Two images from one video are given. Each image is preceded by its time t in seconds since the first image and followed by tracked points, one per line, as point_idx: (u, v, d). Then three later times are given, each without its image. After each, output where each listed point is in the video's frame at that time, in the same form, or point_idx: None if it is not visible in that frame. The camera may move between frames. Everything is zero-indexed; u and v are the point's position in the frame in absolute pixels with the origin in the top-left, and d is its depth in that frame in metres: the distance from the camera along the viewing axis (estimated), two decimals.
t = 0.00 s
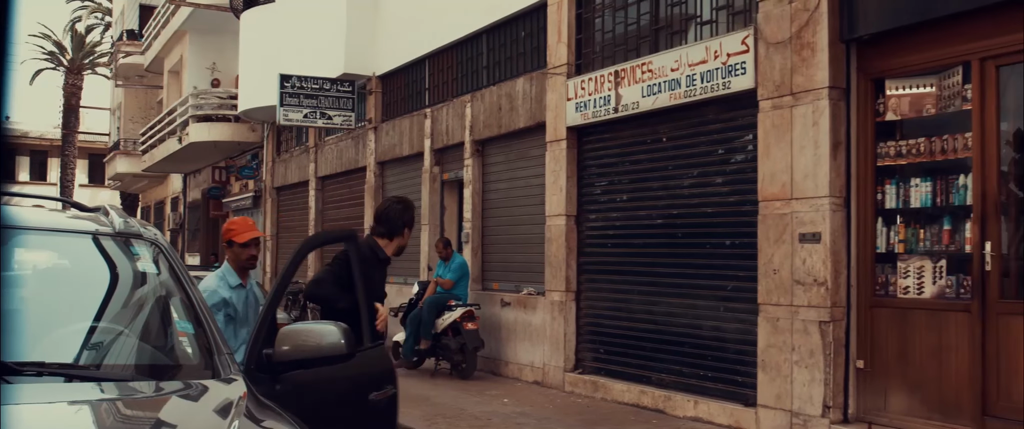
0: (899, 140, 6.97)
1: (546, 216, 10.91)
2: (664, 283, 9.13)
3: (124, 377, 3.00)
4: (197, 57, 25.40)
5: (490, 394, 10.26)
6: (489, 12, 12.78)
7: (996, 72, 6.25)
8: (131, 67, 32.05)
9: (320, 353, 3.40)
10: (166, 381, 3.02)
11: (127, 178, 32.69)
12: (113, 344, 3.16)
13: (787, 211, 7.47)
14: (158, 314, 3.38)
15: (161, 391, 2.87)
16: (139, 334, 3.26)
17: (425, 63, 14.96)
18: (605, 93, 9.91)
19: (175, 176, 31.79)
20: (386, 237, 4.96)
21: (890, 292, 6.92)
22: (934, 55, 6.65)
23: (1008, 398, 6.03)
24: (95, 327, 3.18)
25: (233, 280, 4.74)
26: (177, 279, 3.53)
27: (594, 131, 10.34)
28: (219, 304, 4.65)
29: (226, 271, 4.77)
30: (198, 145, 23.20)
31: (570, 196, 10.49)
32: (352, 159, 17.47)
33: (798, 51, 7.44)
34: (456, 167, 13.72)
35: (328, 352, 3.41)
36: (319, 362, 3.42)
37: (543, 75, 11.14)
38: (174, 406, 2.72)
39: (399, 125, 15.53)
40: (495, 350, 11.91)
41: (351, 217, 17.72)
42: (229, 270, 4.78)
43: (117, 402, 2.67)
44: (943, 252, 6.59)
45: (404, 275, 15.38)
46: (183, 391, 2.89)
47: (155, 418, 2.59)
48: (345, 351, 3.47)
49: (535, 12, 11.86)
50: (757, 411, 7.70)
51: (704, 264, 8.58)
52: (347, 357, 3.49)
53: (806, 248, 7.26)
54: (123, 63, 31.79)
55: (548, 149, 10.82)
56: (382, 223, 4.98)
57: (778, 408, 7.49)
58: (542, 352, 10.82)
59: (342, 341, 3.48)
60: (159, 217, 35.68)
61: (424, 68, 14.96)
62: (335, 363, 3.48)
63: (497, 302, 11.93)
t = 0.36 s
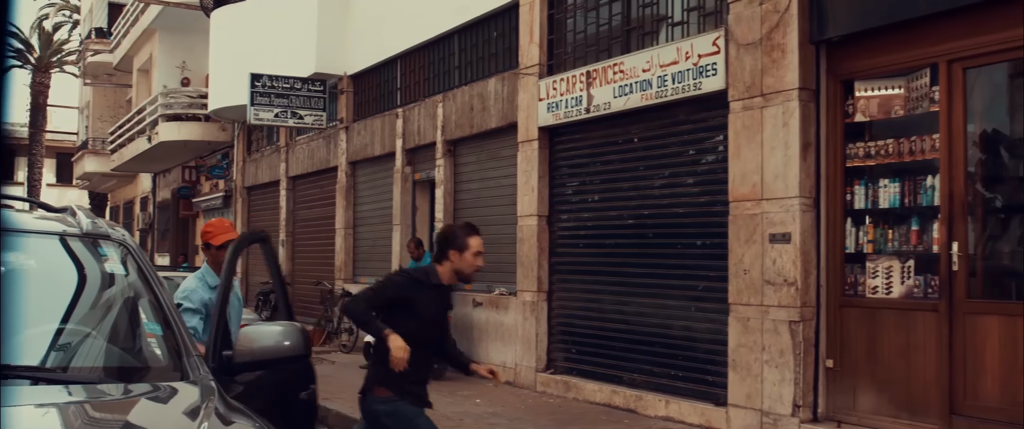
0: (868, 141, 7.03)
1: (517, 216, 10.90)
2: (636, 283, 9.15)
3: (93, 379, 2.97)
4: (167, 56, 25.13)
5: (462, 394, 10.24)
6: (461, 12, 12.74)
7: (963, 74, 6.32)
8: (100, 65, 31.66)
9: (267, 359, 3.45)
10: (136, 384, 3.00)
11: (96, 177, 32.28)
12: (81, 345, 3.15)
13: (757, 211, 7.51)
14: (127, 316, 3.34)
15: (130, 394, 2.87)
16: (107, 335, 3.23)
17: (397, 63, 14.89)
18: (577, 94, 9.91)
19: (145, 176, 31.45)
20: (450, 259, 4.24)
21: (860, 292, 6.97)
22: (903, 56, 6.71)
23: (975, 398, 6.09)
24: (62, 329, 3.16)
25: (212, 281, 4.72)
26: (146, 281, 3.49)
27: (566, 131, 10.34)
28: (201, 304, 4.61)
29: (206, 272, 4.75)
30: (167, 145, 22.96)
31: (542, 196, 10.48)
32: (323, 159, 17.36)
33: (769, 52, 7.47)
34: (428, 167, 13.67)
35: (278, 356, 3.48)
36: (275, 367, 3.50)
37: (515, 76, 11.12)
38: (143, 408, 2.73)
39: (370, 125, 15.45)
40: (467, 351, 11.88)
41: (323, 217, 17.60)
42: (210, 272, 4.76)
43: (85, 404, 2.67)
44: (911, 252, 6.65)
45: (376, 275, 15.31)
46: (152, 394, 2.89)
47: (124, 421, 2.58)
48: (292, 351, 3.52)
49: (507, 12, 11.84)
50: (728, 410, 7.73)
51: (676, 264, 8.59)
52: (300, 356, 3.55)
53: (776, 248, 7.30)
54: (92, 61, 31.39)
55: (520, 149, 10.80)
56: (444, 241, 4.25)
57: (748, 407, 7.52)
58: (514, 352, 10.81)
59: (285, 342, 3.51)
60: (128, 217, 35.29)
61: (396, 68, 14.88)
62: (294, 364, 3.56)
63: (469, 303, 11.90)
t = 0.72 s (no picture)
0: (828, 142, 7.10)
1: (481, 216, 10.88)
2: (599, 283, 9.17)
3: (50, 383, 2.98)
4: (127, 54, 24.76)
5: (425, 394, 10.20)
6: (425, 11, 12.69)
7: (922, 76, 6.41)
8: (58, 63, 31.13)
9: (205, 365, 3.49)
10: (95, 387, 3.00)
11: (55, 177, 31.74)
12: (38, 347, 3.13)
13: (719, 211, 7.56)
14: (84, 318, 3.31)
15: (87, 396, 2.87)
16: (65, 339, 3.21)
17: (360, 62, 14.80)
18: (540, 94, 9.91)
19: (105, 175, 30.97)
20: (577, 272, 4.25)
21: (820, 292, 7.04)
22: (862, 58, 6.79)
23: (933, 396, 6.17)
24: (17, 331, 3.14)
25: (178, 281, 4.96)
26: (103, 281, 3.45)
27: (530, 131, 10.33)
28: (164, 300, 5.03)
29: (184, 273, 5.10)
30: (127, 144, 22.64)
31: (505, 196, 10.47)
32: (286, 158, 17.20)
33: (731, 53, 7.52)
34: (391, 167, 13.60)
35: (214, 359, 3.50)
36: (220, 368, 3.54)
37: (479, 75, 11.10)
38: (101, 410, 2.74)
39: (333, 124, 15.34)
40: (430, 350, 11.83)
41: (285, 217, 17.44)
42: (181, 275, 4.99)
43: (42, 408, 2.67)
44: (871, 252, 6.73)
45: (339, 276, 15.20)
46: (110, 396, 2.89)
47: (82, 424, 2.60)
48: (227, 353, 3.51)
49: (471, 12, 11.81)
50: (690, 409, 7.77)
51: (639, 263, 8.63)
52: (243, 356, 3.55)
53: (738, 248, 7.35)
54: (50, 59, 30.86)
55: (484, 149, 10.78)
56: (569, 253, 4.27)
57: (711, 406, 7.56)
58: (478, 352, 10.78)
59: (218, 346, 3.51)
60: (87, 216, 34.73)
61: (359, 67, 14.79)
62: (241, 363, 3.57)
63: (433, 303, 11.84)
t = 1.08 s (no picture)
0: (766, 143, 7.19)
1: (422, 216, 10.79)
2: (541, 283, 9.17)
3: None
4: (62, 49, 24.07)
5: (366, 395, 10.10)
6: (367, 9, 12.55)
7: (857, 78, 6.52)
8: None
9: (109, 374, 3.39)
10: (23, 390, 2.97)
11: None
12: None
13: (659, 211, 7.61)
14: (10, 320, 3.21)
15: (16, 401, 2.87)
16: None
17: (300, 60, 14.59)
18: (482, 94, 9.87)
19: (38, 173, 30.11)
20: (683, 200, 4.17)
21: (758, 290, 7.13)
22: (800, 60, 6.88)
23: (866, 393, 6.30)
24: None
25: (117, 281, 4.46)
26: (31, 282, 3.35)
27: (472, 131, 10.28)
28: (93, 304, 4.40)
29: (114, 272, 4.49)
30: (61, 141, 22.04)
31: (447, 196, 10.41)
32: (225, 156, 16.90)
33: (671, 54, 7.56)
34: (332, 166, 13.44)
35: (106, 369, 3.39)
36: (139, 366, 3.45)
37: (421, 74, 11.02)
38: (37, 418, 2.81)
39: (273, 123, 15.10)
40: (371, 351, 11.72)
41: (224, 216, 17.13)
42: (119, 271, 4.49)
43: None
44: (808, 251, 6.83)
45: (279, 276, 14.99)
46: (39, 402, 2.91)
47: None
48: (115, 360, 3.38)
49: (413, 11, 11.72)
50: (630, 408, 7.81)
51: (580, 263, 8.64)
52: (150, 360, 3.46)
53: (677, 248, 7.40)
54: None
55: (426, 148, 10.70)
56: (676, 179, 4.18)
57: (651, 405, 7.60)
58: (420, 352, 10.71)
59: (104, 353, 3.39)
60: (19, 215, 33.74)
61: (300, 65, 14.58)
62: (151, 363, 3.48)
63: (373, 303, 11.73)
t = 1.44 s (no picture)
0: (674, 143, 7.28)
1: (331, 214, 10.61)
2: (452, 281, 9.09)
3: None
4: None
5: (272, 397, 9.86)
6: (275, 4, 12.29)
7: (762, 80, 6.67)
8: None
9: None
10: None
11: None
12: None
13: (568, 210, 7.63)
14: None
15: None
16: None
17: (207, 55, 14.19)
18: (392, 91, 9.75)
19: None
20: (762, 198, 4.71)
21: (666, 288, 7.22)
22: (707, 61, 6.98)
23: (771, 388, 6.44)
24: None
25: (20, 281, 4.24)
26: None
27: (381, 128, 10.15)
28: None
29: (17, 273, 4.26)
30: None
31: (356, 194, 10.25)
32: (128, 153, 16.33)
33: (581, 54, 7.59)
34: (238, 163, 13.10)
35: None
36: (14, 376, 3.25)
37: (330, 71, 10.82)
38: None
39: (178, 119, 14.64)
40: (279, 351, 11.46)
41: (127, 215, 16.56)
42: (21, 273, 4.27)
43: None
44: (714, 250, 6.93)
45: (184, 276, 14.56)
46: None
47: None
48: None
49: (322, 7, 11.50)
50: (541, 406, 7.81)
51: (491, 262, 8.61)
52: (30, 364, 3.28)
53: (587, 247, 7.43)
54: None
55: (335, 145, 10.51)
56: (752, 183, 4.72)
57: (561, 403, 7.61)
58: (330, 353, 10.52)
59: None
60: None
61: (206, 61, 14.18)
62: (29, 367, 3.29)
63: (281, 303, 11.47)
